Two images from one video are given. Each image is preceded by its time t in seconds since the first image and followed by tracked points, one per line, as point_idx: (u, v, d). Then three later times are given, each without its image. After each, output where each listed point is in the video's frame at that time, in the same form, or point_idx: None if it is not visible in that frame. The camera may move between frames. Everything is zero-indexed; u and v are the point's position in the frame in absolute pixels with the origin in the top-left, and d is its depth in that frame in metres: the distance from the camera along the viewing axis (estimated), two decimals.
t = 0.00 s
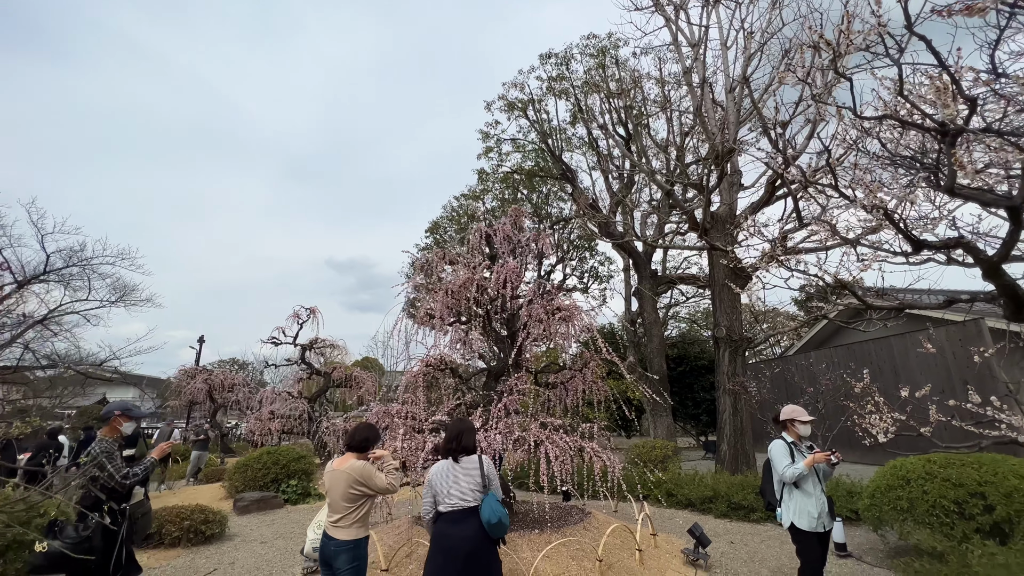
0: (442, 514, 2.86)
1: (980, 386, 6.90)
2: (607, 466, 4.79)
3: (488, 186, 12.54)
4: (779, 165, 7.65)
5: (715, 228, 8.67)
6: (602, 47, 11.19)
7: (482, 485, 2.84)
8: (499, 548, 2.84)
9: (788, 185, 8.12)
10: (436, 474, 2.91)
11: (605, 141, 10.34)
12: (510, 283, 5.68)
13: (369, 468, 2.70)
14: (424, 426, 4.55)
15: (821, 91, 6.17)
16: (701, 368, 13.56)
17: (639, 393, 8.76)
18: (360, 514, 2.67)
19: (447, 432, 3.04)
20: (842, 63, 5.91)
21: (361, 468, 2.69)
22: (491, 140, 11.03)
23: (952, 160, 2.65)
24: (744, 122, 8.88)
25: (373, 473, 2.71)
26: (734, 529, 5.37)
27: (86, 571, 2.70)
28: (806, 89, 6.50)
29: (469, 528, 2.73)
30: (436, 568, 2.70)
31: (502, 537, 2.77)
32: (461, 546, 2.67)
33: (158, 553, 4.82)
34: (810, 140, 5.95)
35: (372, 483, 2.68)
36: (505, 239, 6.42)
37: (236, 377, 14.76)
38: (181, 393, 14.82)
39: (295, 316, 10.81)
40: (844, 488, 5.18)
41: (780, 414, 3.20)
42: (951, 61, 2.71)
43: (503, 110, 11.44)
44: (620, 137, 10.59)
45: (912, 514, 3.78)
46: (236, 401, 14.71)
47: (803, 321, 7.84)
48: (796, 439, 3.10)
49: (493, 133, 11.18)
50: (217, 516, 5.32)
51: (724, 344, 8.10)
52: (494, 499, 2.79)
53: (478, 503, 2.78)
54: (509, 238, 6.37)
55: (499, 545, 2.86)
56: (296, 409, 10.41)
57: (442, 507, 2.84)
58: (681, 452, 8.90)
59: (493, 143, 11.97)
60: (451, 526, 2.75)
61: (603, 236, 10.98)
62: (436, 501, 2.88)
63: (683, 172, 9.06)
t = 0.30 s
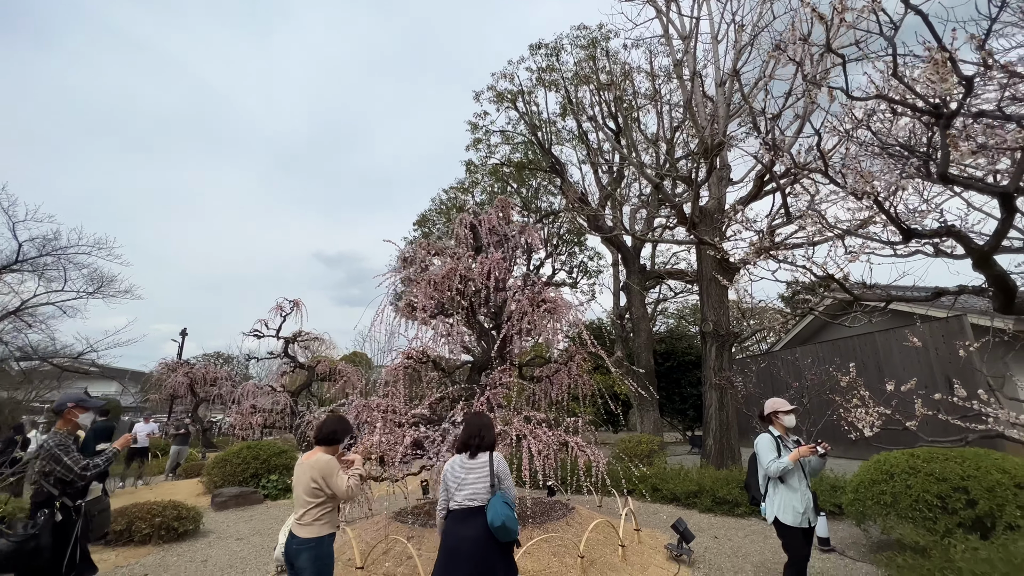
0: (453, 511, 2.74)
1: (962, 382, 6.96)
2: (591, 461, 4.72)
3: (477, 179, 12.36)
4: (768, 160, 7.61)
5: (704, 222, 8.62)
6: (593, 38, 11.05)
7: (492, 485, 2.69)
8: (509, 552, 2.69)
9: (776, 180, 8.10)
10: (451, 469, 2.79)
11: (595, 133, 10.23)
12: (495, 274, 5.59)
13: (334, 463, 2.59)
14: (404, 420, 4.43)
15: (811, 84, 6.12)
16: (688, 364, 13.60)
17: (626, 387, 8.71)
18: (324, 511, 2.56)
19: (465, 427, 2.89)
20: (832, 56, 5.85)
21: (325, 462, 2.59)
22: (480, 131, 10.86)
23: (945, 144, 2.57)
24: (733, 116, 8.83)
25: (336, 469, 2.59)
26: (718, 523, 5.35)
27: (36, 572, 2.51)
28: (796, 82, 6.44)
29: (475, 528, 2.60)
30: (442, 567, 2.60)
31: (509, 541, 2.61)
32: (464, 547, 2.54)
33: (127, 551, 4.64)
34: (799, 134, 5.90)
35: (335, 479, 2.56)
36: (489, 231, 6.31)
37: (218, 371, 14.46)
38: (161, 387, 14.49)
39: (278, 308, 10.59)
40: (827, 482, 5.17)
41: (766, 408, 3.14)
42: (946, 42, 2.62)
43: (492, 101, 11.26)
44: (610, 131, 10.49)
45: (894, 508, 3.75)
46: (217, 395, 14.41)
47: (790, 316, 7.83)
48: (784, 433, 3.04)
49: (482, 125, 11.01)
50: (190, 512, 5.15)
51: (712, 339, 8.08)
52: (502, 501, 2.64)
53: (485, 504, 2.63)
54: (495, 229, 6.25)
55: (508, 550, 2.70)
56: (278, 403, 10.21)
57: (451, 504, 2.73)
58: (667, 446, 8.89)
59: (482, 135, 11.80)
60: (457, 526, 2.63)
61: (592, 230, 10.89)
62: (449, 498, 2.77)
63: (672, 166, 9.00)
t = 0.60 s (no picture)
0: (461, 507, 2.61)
1: (954, 379, 6.92)
2: (580, 458, 4.62)
3: (470, 172, 12.20)
4: (763, 154, 7.51)
5: (697, 217, 8.53)
6: (588, 30, 10.91)
7: (496, 483, 2.51)
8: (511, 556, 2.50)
9: (771, 175, 8.01)
10: (461, 463, 2.66)
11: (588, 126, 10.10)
12: (482, 266, 5.47)
13: (303, 461, 2.49)
14: (388, 415, 4.31)
15: (807, 76, 6.02)
16: (681, 360, 13.57)
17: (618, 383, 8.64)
18: (295, 512, 2.48)
19: (481, 421, 2.78)
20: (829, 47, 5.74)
21: (294, 460, 2.50)
22: (472, 123, 10.70)
23: (945, 129, 2.45)
24: (728, 110, 8.73)
25: (304, 467, 2.49)
26: (709, 521, 5.28)
27: None
28: (791, 73, 6.34)
29: (473, 525, 2.45)
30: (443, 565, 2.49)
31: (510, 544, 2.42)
32: (461, 544, 2.41)
33: (102, 550, 4.50)
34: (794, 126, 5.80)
35: (302, 478, 2.46)
36: (479, 223, 6.18)
37: (207, 366, 14.26)
38: (149, 381, 14.28)
39: (266, 302, 10.42)
40: (819, 479, 5.11)
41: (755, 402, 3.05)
42: (948, 22, 2.50)
43: (485, 93, 11.09)
44: (604, 124, 10.35)
45: (887, 506, 3.68)
46: (206, 390, 14.22)
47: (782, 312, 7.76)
48: (774, 428, 2.95)
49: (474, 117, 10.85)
50: (169, 509, 5.02)
51: (704, 335, 8.00)
52: (505, 500, 2.45)
53: (487, 502, 2.46)
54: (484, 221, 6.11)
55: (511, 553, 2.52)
56: (266, 399, 10.05)
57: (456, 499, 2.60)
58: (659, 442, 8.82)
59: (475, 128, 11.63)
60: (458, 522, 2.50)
61: (585, 225, 10.79)
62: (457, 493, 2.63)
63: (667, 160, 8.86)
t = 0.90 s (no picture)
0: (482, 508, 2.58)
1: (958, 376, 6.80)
2: (576, 456, 4.50)
3: (467, 166, 12.04)
4: (765, 146, 7.36)
5: (698, 211, 8.38)
6: (587, 22, 10.73)
7: (510, 480, 2.44)
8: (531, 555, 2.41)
9: (772, 168, 7.87)
10: (479, 462, 2.62)
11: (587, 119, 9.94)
12: (476, 259, 5.33)
13: (293, 464, 2.38)
14: (377, 411, 4.19)
15: (810, 65, 5.87)
16: (680, 357, 13.46)
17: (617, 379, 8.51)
18: (288, 518, 2.39)
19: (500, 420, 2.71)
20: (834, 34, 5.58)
21: (283, 462, 2.40)
22: (470, 116, 10.53)
23: (964, 106, 2.30)
24: (730, 103, 8.58)
25: (295, 471, 2.39)
26: (708, 519, 5.18)
27: None
28: (794, 62, 6.18)
29: (488, 525, 2.40)
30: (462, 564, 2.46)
31: (524, 543, 2.33)
32: (477, 544, 2.35)
33: (85, 548, 4.39)
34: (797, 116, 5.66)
35: (291, 482, 2.36)
36: (473, 216, 6.03)
37: (202, 361, 14.13)
38: (143, 377, 14.16)
39: (260, 297, 10.29)
40: (820, 478, 5.00)
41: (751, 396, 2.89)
42: None
43: (483, 85, 10.92)
44: (603, 117, 10.20)
45: (891, 506, 3.56)
46: (202, 386, 14.10)
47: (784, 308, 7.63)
48: (773, 423, 2.80)
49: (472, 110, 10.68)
50: (156, 506, 4.91)
51: (704, 331, 7.88)
52: (516, 497, 2.37)
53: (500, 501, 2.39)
54: (479, 212, 5.97)
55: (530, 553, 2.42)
56: (261, 395, 9.93)
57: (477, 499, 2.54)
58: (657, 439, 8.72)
59: (472, 120, 11.47)
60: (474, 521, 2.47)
61: (584, 220, 10.64)
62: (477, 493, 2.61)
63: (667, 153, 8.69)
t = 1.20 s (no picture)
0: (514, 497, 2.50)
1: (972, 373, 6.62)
2: (580, 453, 4.36)
3: (470, 160, 11.88)
4: (774, 138, 7.17)
5: (705, 205, 8.21)
6: (592, 12, 10.53)
7: (538, 472, 2.33)
8: (568, 548, 2.32)
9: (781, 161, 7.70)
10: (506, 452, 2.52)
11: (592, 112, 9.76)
12: (477, 251, 5.19)
13: (292, 464, 2.28)
14: (374, 406, 4.06)
15: (823, 52, 5.68)
16: (685, 354, 13.30)
17: (621, 376, 8.38)
18: (289, 520, 2.29)
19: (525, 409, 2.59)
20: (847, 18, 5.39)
21: (283, 462, 2.29)
22: (472, 108, 10.37)
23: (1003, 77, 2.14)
24: (738, 94, 8.39)
25: (296, 471, 2.28)
26: (715, 519, 5.03)
27: None
28: (805, 50, 6.00)
29: (519, 518, 2.31)
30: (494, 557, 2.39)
31: (559, 535, 2.24)
32: (509, 539, 2.27)
33: (78, 546, 4.29)
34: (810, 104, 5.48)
35: (289, 483, 2.25)
36: (475, 207, 5.88)
37: (204, 357, 14.07)
38: (145, 373, 14.12)
39: (261, 292, 10.18)
40: (832, 477, 4.84)
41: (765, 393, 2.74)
42: None
43: (485, 78, 10.74)
44: (608, 110, 10.02)
45: (909, 507, 3.41)
46: (204, 382, 14.03)
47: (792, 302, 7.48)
48: (790, 420, 2.67)
49: (474, 103, 10.52)
50: (151, 503, 4.82)
51: (710, 326, 7.72)
52: (547, 489, 2.27)
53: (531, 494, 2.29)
54: (480, 204, 5.84)
55: (568, 545, 2.33)
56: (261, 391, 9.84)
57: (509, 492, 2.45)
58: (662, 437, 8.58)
59: (475, 114, 11.29)
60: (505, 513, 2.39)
61: (588, 214, 10.48)
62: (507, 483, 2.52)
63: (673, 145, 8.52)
